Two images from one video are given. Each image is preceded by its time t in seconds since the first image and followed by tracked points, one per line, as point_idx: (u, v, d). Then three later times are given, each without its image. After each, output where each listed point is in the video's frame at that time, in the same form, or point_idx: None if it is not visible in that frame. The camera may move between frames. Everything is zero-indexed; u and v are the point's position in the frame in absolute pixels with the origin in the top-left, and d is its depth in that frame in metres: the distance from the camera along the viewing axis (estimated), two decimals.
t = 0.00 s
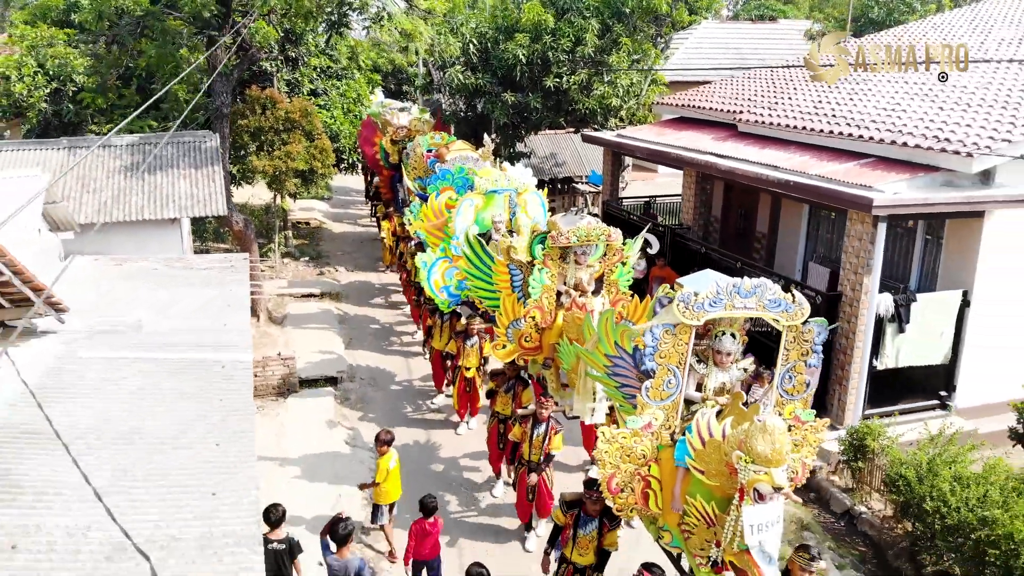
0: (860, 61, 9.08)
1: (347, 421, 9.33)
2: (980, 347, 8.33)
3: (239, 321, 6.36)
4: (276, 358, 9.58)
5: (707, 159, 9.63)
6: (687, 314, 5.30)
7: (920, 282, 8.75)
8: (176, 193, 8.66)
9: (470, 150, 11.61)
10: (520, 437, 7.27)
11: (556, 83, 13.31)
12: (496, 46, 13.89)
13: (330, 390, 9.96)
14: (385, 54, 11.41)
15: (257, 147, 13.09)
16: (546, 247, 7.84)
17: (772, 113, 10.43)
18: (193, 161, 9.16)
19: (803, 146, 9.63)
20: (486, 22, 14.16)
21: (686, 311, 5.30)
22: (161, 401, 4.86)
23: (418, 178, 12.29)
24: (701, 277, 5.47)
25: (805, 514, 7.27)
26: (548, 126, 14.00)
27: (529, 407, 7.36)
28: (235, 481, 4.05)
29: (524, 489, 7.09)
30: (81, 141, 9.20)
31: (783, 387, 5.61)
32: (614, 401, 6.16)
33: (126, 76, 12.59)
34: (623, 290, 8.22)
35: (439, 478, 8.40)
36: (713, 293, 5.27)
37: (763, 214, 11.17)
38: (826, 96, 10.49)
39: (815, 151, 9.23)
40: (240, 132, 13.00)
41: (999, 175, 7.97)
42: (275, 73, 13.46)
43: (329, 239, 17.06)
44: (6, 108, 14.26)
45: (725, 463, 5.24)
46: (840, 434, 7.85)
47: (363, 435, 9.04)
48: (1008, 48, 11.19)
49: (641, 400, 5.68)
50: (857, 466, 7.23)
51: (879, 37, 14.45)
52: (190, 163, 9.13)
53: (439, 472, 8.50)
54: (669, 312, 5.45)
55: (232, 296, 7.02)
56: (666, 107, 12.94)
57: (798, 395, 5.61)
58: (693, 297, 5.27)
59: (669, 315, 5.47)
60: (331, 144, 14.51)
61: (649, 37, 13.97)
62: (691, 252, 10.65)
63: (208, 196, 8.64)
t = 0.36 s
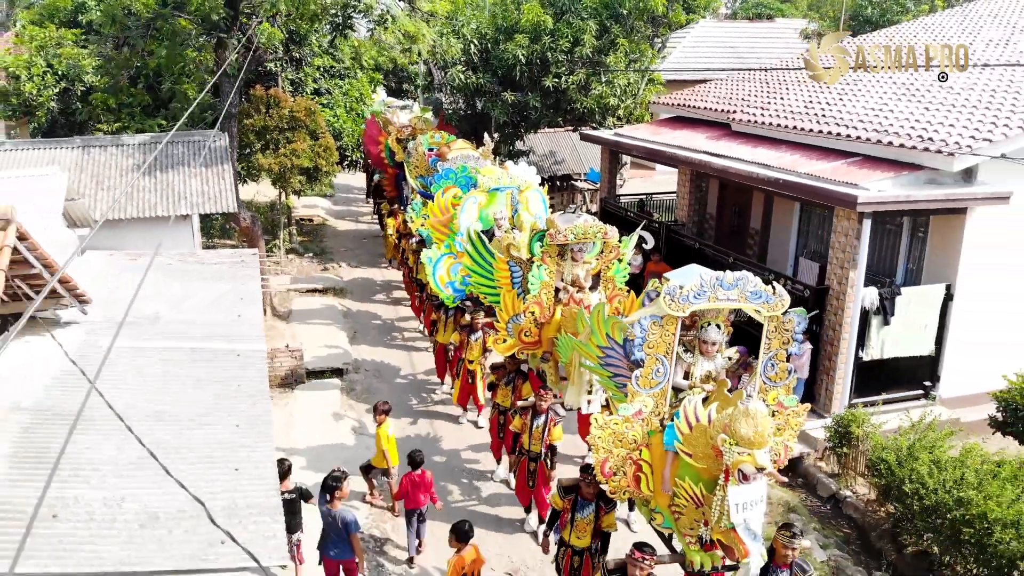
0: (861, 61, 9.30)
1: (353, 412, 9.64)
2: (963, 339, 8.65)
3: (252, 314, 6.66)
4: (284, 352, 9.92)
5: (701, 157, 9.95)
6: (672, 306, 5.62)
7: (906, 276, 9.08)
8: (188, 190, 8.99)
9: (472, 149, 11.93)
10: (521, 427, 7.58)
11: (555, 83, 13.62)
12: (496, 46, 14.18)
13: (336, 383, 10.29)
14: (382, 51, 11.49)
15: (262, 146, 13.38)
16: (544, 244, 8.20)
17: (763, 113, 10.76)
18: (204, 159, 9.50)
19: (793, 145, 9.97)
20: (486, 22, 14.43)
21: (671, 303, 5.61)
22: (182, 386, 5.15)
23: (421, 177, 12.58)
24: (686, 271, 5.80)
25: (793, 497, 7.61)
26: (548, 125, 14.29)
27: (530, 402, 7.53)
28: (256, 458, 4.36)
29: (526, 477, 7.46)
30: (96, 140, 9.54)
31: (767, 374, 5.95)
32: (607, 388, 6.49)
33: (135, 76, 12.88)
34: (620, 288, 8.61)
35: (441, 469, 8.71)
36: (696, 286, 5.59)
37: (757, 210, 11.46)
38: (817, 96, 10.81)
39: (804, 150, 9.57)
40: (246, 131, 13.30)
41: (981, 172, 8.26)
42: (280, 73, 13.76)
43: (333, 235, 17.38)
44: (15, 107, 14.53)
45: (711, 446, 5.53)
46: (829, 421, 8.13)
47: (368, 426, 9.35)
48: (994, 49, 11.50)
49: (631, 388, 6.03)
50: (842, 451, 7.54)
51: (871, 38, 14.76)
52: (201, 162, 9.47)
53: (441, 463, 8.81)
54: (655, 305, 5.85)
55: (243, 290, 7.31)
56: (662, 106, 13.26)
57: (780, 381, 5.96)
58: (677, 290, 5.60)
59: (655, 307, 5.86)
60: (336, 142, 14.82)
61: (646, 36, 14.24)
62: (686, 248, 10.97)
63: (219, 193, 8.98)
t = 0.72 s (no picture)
0: (861, 62, 9.53)
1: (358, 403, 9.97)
2: (947, 332, 8.98)
3: (264, 306, 6.98)
4: (291, 345, 10.25)
5: (697, 157, 10.26)
6: (668, 303, 5.96)
7: (893, 270, 9.41)
8: (200, 189, 9.35)
9: (474, 149, 12.25)
10: (525, 422, 7.79)
11: (554, 84, 13.95)
12: (497, 47, 14.50)
13: (342, 376, 10.62)
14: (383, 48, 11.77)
15: (268, 144, 13.70)
16: (547, 245, 8.53)
17: (757, 113, 11.07)
18: (215, 158, 9.86)
19: (786, 144, 10.31)
20: (487, 24, 14.75)
21: (667, 301, 5.96)
22: (202, 373, 5.47)
23: (424, 176, 12.91)
24: (683, 271, 6.12)
25: (782, 483, 7.92)
26: (547, 124, 14.60)
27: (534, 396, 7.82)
28: (274, 440, 4.66)
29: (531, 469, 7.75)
30: (109, 140, 9.91)
31: (759, 369, 6.26)
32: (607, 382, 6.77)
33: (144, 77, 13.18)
34: (622, 287, 8.88)
35: (446, 460, 9.04)
36: (693, 286, 5.92)
37: (750, 207, 11.75)
38: (809, 98, 11.13)
39: (797, 150, 9.88)
40: (253, 131, 13.62)
41: (964, 171, 8.55)
42: (285, 73, 14.08)
43: (335, 233, 17.70)
44: (25, 106, 14.82)
45: (705, 437, 5.83)
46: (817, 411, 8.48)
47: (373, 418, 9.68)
48: (982, 51, 11.83)
49: (630, 381, 6.33)
50: (830, 439, 7.88)
51: (864, 39, 15.07)
52: (212, 161, 9.82)
53: (445, 455, 9.14)
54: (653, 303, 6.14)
55: (255, 284, 7.63)
56: (659, 107, 13.56)
57: (771, 376, 6.28)
58: (676, 290, 5.93)
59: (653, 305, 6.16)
60: (340, 142, 15.14)
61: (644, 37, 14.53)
62: (681, 245, 11.31)
63: (230, 192, 9.33)
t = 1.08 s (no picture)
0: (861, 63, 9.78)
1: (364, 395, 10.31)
2: (934, 326, 9.31)
3: (278, 299, 7.32)
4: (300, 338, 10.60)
5: (692, 155, 10.60)
6: (661, 297, 6.31)
7: (882, 264, 9.73)
8: (212, 187, 9.69)
9: (476, 148, 12.61)
10: (526, 413, 8.11)
11: (554, 84, 14.28)
12: (498, 48, 14.82)
13: (348, 369, 10.96)
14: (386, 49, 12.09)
15: (275, 143, 14.03)
16: (548, 242, 8.88)
17: (751, 114, 11.40)
18: (225, 157, 10.20)
19: (778, 144, 10.65)
20: (488, 25, 15.07)
21: (660, 295, 6.31)
22: (223, 360, 5.80)
23: (427, 175, 13.22)
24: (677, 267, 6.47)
25: (773, 468, 8.27)
26: (547, 123, 14.93)
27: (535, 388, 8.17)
28: (293, 420, 5.00)
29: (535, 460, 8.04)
30: (124, 140, 10.24)
31: (749, 360, 6.64)
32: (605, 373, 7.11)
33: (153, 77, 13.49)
34: (621, 282, 9.19)
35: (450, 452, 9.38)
36: (684, 281, 6.25)
37: (745, 205, 12.07)
38: (802, 99, 11.46)
39: (789, 149, 10.23)
40: (260, 130, 13.94)
41: (948, 170, 8.89)
42: (290, 73, 14.41)
43: (339, 230, 18.03)
44: (36, 105, 15.13)
45: (697, 424, 6.14)
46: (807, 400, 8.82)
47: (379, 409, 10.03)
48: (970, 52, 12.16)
49: (626, 371, 6.65)
50: (818, 426, 8.21)
51: (858, 40, 15.38)
52: (223, 159, 10.17)
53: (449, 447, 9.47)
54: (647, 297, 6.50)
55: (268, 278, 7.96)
56: (657, 106, 13.84)
57: (760, 366, 6.63)
58: (668, 284, 6.26)
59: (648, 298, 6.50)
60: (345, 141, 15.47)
61: (642, 38, 14.86)
62: (676, 241, 11.65)
63: (241, 190, 9.68)
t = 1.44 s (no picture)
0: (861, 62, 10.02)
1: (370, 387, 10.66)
2: (920, 319, 9.64)
3: (291, 292, 7.66)
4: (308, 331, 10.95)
5: (686, 154, 10.94)
6: (654, 292, 6.65)
7: (871, 260, 10.07)
8: (223, 185, 10.03)
9: (478, 148, 12.94)
10: (525, 406, 8.47)
11: (553, 84, 14.62)
12: (498, 49, 15.16)
13: (355, 362, 11.30)
14: (389, 50, 12.44)
15: (282, 142, 14.40)
16: (546, 241, 9.17)
17: (744, 114, 11.75)
18: (235, 156, 10.55)
19: (770, 143, 10.97)
20: (489, 26, 15.40)
21: (654, 290, 6.64)
22: (242, 347, 6.15)
23: (429, 174, 13.55)
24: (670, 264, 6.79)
25: (763, 455, 8.63)
26: (547, 123, 15.27)
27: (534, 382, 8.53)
28: (310, 401, 5.34)
29: (530, 452, 8.41)
30: (136, 139, 10.56)
31: (736, 353, 6.93)
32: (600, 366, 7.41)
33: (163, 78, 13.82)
34: (617, 280, 9.50)
35: (454, 444, 9.72)
36: (676, 277, 6.62)
37: (739, 203, 12.39)
38: (794, 99, 11.81)
39: (780, 148, 10.56)
40: (266, 130, 14.30)
41: (934, 168, 9.21)
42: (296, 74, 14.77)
43: (343, 228, 18.37)
44: (47, 105, 15.46)
45: (686, 412, 6.49)
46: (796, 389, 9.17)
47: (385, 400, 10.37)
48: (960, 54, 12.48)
49: (619, 363, 6.96)
50: (807, 413, 8.54)
51: (852, 40, 15.70)
52: (233, 158, 10.52)
53: (454, 440, 9.81)
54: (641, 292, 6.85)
55: (279, 272, 8.29)
56: (654, 107, 14.20)
57: (747, 359, 6.94)
58: (661, 280, 6.61)
59: (642, 294, 6.83)
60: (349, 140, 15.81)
61: (639, 40, 15.19)
62: (672, 237, 11.99)
63: (251, 187, 10.02)
